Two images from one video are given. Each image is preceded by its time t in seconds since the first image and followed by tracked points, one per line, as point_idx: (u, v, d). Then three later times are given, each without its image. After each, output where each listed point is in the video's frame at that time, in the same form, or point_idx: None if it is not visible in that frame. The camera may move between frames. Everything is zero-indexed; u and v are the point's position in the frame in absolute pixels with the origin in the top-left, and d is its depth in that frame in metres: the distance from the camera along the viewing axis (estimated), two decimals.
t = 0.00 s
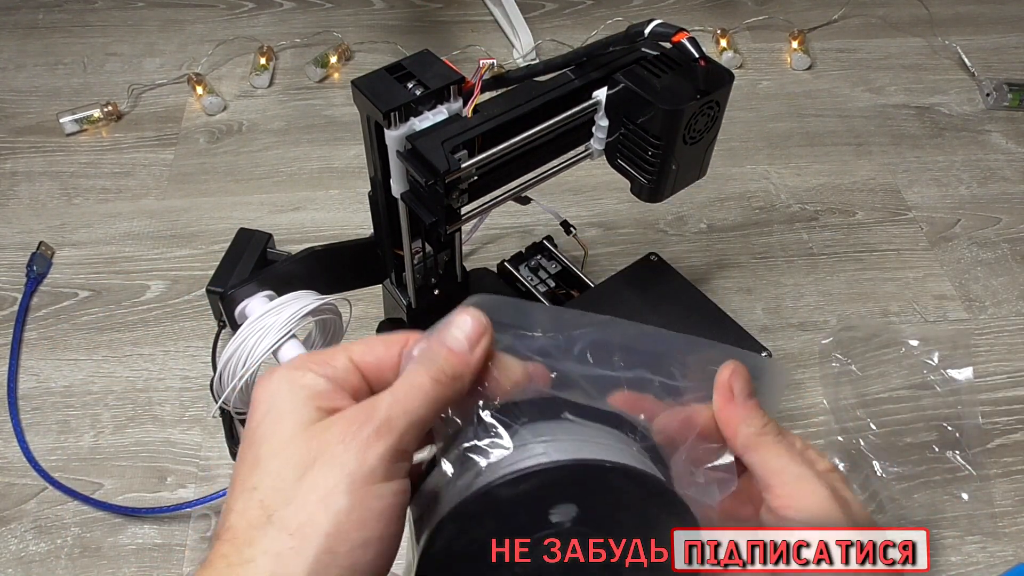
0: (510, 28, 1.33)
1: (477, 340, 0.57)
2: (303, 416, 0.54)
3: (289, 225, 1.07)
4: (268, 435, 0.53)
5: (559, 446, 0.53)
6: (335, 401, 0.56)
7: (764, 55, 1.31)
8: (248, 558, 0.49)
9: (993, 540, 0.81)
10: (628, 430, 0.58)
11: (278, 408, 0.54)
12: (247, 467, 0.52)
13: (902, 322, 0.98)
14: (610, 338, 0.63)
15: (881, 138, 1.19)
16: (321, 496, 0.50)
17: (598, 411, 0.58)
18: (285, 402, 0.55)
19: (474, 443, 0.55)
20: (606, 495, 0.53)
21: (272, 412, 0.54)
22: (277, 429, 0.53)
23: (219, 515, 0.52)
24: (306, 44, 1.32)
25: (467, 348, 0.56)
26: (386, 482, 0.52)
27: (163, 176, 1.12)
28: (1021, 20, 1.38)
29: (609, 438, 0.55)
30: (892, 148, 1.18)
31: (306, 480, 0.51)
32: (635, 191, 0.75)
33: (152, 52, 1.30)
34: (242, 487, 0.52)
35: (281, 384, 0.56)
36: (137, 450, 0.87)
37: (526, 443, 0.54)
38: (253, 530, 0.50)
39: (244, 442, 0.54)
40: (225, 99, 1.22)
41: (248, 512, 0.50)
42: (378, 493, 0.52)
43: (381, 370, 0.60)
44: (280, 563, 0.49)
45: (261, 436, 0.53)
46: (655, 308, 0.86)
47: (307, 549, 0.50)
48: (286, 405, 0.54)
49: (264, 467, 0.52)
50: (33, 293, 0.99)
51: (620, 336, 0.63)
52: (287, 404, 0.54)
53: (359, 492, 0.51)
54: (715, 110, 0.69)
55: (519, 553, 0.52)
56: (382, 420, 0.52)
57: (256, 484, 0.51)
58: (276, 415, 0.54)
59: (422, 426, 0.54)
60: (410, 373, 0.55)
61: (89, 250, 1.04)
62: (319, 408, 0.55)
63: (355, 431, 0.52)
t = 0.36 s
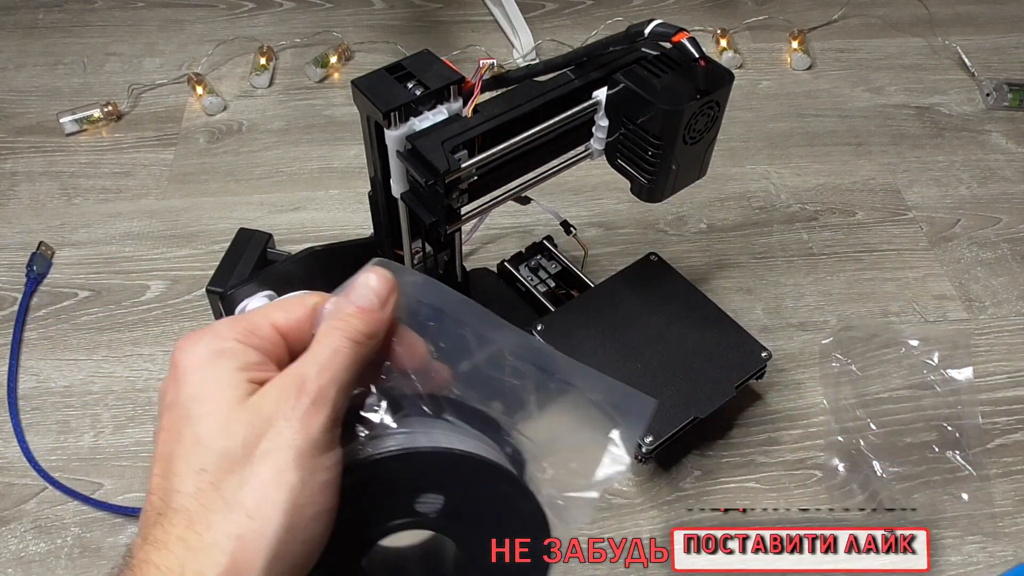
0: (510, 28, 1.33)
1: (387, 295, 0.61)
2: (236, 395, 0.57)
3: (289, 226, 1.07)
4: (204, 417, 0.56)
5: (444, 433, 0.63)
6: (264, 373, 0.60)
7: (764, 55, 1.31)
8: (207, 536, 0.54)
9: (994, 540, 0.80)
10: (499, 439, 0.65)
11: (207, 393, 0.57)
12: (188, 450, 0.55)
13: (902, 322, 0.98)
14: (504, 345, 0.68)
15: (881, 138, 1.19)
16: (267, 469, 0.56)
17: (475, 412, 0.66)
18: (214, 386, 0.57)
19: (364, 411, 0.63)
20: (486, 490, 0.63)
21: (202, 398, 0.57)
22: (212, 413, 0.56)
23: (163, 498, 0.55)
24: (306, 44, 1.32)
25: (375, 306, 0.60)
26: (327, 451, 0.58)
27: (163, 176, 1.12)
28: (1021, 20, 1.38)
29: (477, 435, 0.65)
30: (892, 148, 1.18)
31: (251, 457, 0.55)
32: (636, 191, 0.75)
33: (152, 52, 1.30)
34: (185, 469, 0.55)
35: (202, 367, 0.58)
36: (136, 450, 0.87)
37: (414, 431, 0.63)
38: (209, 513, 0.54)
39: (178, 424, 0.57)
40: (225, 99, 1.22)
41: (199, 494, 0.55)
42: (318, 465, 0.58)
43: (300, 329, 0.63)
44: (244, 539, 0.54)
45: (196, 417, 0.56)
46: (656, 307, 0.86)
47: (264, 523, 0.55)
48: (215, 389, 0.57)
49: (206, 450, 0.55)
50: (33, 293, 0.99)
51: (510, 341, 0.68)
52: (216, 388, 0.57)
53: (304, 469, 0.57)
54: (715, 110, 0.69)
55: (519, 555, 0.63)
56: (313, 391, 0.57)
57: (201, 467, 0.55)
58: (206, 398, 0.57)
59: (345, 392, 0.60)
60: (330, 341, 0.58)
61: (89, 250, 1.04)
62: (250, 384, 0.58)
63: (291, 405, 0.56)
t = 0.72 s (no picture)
0: (510, 28, 1.33)
1: (334, 288, 0.62)
2: (195, 374, 0.59)
3: (289, 226, 1.07)
4: (166, 396, 0.58)
5: (381, 414, 0.61)
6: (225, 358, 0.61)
7: (764, 55, 1.31)
8: (170, 504, 0.55)
9: (994, 540, 0.80)
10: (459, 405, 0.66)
11: (170, 376, 0.59)
12: (151, 426, 0.57)
13: (902, 322, 0.98)
14: (448, 314, 0.66)
15: (881, 138, 1.19)
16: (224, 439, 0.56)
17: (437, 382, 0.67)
18: (177, 368, 0.59)
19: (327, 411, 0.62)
20: (460, 460, 0.63)
21: (165, 379, 0.59)
22: (174, 391, 0.58)
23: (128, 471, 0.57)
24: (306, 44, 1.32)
25: (327, 294, 0.61)
26: (284, 422, 0.58)
27: (163, 176, 1.12)
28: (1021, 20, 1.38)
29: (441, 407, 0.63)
30: (892, 148, 1.18)
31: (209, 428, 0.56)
32: (636, 191, 0.75)
33: (152, 52, 1.30)
34: (150, 442, 0.57)
35: (166, 353, 0.60)
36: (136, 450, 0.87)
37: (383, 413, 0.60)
38: (170, 480, 0.55)
39: (144, 407, 0.59)
40: (225, 99, 1.22)
41: (161, 465, 0.56)
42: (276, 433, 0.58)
43: (261, 328, 0.64)
44: (202, 504, 0.55)
45: (159, 397, 0.58)
46: (654, 307, 0.86)
47: (222, 489, 0.56)
48: (177, 371, 0.59)
49: (166, 423, 0.57)
50: (33, 292, 0.99)
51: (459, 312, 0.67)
52: (179, 370, 0.59)
53: (259, 436, 0.57)
54: (715, 110, 0.69)
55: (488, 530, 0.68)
56: (266, 366, 0.57)
57: (163, 440, 0.56)
58: (169, 380, 0.58)
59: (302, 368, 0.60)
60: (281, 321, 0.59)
61: (89, 250, 1.04)
62: (210, 368, 0.60)
63: (246, 377, 0.57)
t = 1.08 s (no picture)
0: (510, 28, 1.33)
1: (307, 264, 0.62)
2: (178, 353, 0.59)
3: (289, 226, 1.07)
4: (148, 374, 0.58)
5: (355, 386, 0.61)
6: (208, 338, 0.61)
7: (764, 55, 1.31)
8: (153, 481, 0.55)
9: (994, 540, 0.80)
10: (436, 370, 0.71)
11: (151, 353, 0.59)
12: (133, 403, 0.57)
13: (902, 322, 0.98)
14: (420, 287, 0.74)
15: (881, 138, 1.19)
16: (207, 418, 0.56)
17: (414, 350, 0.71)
18: (158, 346, 0.59)
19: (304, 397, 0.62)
20: (434, 428, 0.62)
21: (147, 356, 0.59)
22: (155, 369, 0.57)
23: (111, 447, 0.57)
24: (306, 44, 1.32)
25: (299, 271, 0.61)
26: (267, 402, 0.58)
27: (163, 176, 1.12)
28: (1021, 20, 1.38)
29: (419, 371, 0.67)
30: (892, 148, 1.18)
31: (192, 407, 0.56)
32: (636, 191, 0.75)
33: (152, 52, 1.30)
34: (130, 420, 0.56)
35: (150, 332, 0.60)
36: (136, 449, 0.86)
37: (359, 386, 0.60)
38: (152, 457, 0.55)
39: (125, 383, 0.58)
40: (225, 99, 1.22)
41: (142, 442, 0.55)
42: (259, 414, 0.57)
43: (239, 306, 0.65)
44: (186, 481, 0.55)
45: (140, 373, 0.58)
46: (654, 308, 0.86)
47: (207, 468, 0.56)
48: (158, 349, 0.59)
49: (149, 401, 0.56)
50: (33, 292, 0.99)
51: (430, 286, 0.75)
52: (160, 348, 0.59)
53: (241, 416, 0.56)
54: (715, 109, 0.69)
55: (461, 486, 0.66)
56: (245, 345, 0.57)
57: (143, 418, 0.56)
58: (150, 357, 0.58)
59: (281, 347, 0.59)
60: (256, 299, 0.59)
61: (89, 250, 1.04)
62: (193, 346, 0.60)
63: (226, 356, 0.57)
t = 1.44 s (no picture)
0: (510, 28, 1.33)
1: (347, 248, 0.60)
2: (224, 340, 0.54)
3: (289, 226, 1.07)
4: (193, 361, 0.53)
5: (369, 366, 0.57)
6: (247, 323, 0.57)
7: (764, 55, 1.31)
8: (191, 485, 0.51)
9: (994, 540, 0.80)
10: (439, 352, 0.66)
11: (194, 336, 0.54)
12: (173, 391, 0.52)
13: (902, 322, 0.98)
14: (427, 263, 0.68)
15: (881, 138, 1.19)
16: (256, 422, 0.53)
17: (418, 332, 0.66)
18: (202, 329, 0.54)
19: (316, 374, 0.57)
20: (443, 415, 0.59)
21: (190, 339, 0.54)
22: (199, 357, 0.53)
23: (144, 435, 0.51)
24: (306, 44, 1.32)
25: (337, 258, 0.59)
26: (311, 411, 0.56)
27: (163, 176, 1.12)
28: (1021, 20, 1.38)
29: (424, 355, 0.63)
30: (892, 148, 1.18)
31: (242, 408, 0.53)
32: (636, 191, 0.75)
33: (152, 52, 1.30)
34: (170, 411, 0.51)
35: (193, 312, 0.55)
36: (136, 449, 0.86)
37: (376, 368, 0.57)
38: (193, 457, 0.51)
39: (161, 365, 0.53)
40: (225, 99, 1.22)
41: (184, 438, 0.51)
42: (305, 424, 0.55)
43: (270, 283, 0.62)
44: (225, 489, 0.52)
45: (181, 358, 0.53)
46: (654, 307, 0.86)
47: (253, 477, 0.53)
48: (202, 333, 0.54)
49: (196, 395, 0.52)
50: (32, 292, 0.99)
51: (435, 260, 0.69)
52: (205, 332, 0.54)
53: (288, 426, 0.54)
54: (715, 110, 0.69)
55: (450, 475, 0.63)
56: (294, 346, 0.55)
57: (186, 411, 0.51)
58: (194, 341, 0.54)
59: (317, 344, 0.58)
60: (301, 289, 0.57)
61: (89, 251, 1.04)
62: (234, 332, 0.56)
63: (279, 359, 0.54)
